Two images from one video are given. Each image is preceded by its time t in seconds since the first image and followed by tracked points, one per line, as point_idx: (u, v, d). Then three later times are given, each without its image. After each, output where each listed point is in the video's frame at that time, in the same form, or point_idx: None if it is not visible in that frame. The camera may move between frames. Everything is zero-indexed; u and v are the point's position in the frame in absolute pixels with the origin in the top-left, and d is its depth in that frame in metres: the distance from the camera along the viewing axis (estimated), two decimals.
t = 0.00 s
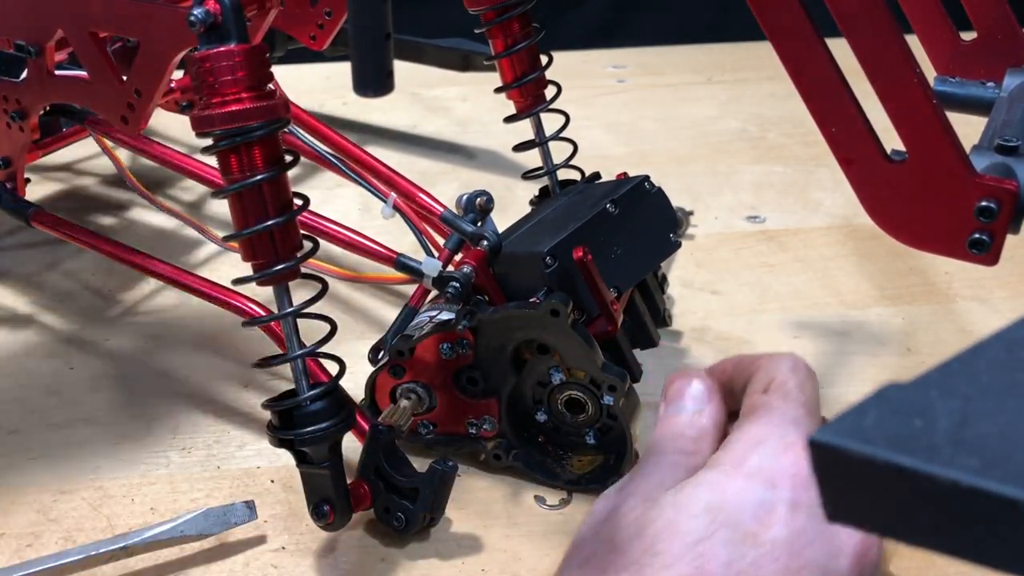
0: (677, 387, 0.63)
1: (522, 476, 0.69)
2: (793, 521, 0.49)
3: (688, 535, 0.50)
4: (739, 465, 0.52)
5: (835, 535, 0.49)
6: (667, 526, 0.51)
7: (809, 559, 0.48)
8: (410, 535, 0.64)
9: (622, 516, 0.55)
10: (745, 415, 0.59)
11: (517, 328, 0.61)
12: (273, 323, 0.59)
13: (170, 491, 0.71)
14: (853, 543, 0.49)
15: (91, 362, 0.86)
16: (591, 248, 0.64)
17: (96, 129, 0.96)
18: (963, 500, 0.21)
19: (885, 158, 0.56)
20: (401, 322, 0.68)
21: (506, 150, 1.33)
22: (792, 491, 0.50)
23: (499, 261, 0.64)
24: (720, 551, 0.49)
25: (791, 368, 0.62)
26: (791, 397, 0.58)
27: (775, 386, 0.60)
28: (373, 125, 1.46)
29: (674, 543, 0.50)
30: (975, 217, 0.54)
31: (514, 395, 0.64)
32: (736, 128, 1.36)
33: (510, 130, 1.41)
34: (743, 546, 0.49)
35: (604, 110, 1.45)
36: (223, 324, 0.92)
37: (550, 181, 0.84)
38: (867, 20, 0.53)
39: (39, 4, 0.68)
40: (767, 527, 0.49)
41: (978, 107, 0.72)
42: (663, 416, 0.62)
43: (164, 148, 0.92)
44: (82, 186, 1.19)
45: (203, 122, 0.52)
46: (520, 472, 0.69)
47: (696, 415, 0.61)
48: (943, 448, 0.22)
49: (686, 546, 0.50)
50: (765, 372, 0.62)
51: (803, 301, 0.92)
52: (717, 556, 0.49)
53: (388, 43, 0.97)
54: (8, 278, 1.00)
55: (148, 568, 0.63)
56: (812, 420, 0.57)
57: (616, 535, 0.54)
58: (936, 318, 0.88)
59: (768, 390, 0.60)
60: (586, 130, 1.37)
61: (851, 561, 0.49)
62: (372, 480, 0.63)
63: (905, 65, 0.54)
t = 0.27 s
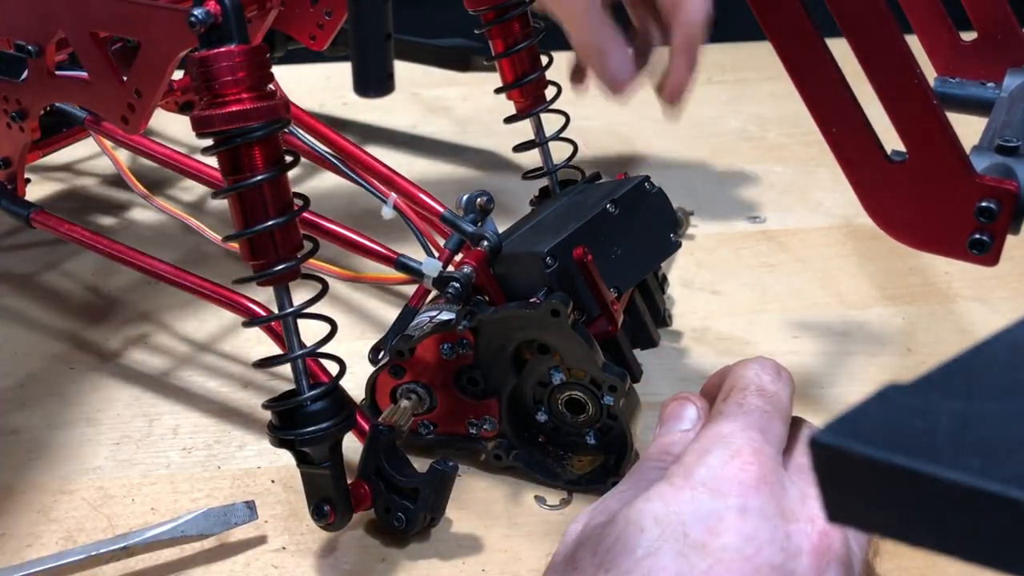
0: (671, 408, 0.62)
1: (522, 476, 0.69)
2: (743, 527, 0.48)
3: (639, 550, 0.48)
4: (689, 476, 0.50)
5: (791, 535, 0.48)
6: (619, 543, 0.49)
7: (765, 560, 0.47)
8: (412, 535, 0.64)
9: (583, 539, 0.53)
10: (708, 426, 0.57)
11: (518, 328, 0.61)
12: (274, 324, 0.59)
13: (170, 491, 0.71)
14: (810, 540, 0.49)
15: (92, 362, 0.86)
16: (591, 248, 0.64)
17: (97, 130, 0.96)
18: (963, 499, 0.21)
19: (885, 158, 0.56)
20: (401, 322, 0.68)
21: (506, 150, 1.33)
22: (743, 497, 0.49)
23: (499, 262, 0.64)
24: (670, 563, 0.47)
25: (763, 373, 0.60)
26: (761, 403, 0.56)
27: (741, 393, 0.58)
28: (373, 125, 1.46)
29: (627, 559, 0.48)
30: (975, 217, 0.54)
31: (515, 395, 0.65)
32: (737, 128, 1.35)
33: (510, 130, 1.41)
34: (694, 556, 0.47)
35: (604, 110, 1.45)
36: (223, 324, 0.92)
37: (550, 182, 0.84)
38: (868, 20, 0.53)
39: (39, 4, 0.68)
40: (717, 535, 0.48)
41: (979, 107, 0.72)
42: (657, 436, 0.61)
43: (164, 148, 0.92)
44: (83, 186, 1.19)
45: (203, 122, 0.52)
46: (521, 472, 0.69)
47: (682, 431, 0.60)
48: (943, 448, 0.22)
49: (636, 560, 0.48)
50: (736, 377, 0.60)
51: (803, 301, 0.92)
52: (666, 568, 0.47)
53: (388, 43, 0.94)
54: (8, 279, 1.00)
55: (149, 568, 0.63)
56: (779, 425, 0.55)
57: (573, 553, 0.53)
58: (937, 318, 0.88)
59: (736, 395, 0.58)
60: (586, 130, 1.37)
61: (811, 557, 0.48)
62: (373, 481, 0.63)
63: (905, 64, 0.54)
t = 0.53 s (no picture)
0: (674, 400, 0.63)
1: (522, 476, 0.69)
2: (756, 522, 0.48)
3: (653, 542, 0.48)
4: (701, 469, 0.51)
5: (802, 531, 0.49)
6: (629, 535, 0.49)
7: (777, 554, 0.47)
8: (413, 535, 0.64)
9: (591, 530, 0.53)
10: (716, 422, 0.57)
11: (518, 328, 0.61)
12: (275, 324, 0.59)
13: (170, 491, 0.71)
14: (821, 536, 0.49)
15: (92, 362, 0.86)
16: (591, 248, 0.64)
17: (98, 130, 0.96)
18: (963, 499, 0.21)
19: (885, 157, 0.56)
20: (401, 322, 0.68)
21: (507, 151, 1.33)
22: (755, 492, 0.49)
23: (499, 262, 0.64)
24: (683, 557, 0.47)
25: (770, 373, 0.60)
26: (771, 401, 0.56)
27: (748, 390, 0.58)
28: (373, 125, 1.46)
29: (640, 550, 0.48)
30: (976, 217, 0.53)
31: (515, 395, 0.65)
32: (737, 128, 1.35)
33: (511, 130, 1.41)
34: (707, 550, 0.47)
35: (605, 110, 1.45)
36: (223, 324, 0.92)
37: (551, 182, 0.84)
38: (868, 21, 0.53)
39: (40, 4, 0.68)
40: (730, 529, 0.48)
41: (979, 107, 0.72)
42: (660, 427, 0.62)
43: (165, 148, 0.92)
44: (83, 186, 1.19)
45: (203, 122, 0.52)
46: (521, 472, 0.69)
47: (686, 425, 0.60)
48: (944, 449, 0.22)
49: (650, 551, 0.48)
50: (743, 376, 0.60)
51: (804, 301, 0.93)
52: (681, 561, 0.47)
53: (389, 43, 0.98)
54: (9, 278, 1.00)
55: (149, 569, 0.63)
56: (788, 422, 0.55)
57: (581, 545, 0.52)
58: (937, 318, 0.88)
59: (746, 394, 0.58)
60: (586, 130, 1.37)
61: (821, 552, 0.49)
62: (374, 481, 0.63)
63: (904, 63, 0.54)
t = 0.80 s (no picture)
0: (671, 401, 0.63)
1: (522, 476, 0.69)
2: (758, 524, 0.48)
3: (656, 543, 0.48)
4: (704, 471, 0.51)
5: (805, 532, 0.49)
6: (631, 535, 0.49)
7: (779, 555, 0.48)
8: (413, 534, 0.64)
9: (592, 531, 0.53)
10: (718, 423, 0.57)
11: (518, 327, 0.61)
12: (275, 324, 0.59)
13: (170, 491, 0.71)
14: (823, 538, 0.49)
15: (92, 362, 0.86)
16: (590, 248, 0.64)
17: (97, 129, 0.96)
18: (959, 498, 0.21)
19: (884, 158, 0.56)
20: (401, 322, 0.68)
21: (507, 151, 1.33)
22: (757, 493, 0.49)
23: (499, 261, 0.64)
24: (686, 558, 0.47)
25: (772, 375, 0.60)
26: (773, 403, 0.57)
27: (749, 391, 0.58)
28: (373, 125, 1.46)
29: (643, 551, 0.48)
30: (975, 217, 0.54)
31: (515, 395, 0.65)
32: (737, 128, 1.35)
33: (511, 130, 1.41)
34: (710, 551, 0.47)
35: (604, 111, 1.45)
36: (223, 324, 0.92)
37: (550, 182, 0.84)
38: (868, 23, 0.53)
39: (39, 4, 0.68)
40: (733, 530, 0.48)
41: (979, 108, 0.72)
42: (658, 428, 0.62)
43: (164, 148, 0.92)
44: (83, 186, 1.19)
45: (203, 122, 0.52)
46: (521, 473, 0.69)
47: (684, 425, 0.60)
48: (940, 449, 0.22)
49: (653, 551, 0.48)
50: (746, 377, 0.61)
51: (804, 301, 0.93)
52: (683, 562, 0.47)
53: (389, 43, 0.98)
54: (8, 279, 1.00)
55: (149, 568, 0.63)
56: (790, 424, 0.55)
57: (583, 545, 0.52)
58: (937, 319, 0.88)
59: (749, 395, 0.58)
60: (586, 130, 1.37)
61: (823, 554, 0.49)
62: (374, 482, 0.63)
63: (903, 63, 0.54)
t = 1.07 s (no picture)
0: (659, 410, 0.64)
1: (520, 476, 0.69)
2: (760, 526, 0.45)
3: (656, 549, 0.46)
4: (701, 476, 0.49)
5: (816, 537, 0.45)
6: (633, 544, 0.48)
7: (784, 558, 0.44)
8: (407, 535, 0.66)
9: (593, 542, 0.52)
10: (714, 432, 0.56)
11: (518, 329, 0.61)
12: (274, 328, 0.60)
13: (171, 491, 0.71)
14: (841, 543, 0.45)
15: (92, 361, 0.86)
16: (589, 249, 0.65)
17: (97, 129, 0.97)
18: (939, 518, 0.26)
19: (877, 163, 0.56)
20: (400, 323, 0.69)
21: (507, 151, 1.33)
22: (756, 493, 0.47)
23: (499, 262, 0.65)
24: (687, 563, 0.45)
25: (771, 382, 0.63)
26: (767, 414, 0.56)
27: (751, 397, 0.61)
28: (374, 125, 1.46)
29: (642, 557, 0.46)
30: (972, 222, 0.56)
31: (514, 396, 0.64)
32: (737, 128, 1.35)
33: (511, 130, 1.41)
34: (708, 554, 0.45)
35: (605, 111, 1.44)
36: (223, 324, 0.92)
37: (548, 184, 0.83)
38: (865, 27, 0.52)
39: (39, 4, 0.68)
40: (734, 535, 0.46)
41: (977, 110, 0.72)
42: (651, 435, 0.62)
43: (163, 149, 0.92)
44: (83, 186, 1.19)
45: (203, 122, 0.52)
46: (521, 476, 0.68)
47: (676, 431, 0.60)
48: (923, 448, 0.27)
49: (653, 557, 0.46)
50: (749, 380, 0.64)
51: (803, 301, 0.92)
52: (683, 566, 0.45)
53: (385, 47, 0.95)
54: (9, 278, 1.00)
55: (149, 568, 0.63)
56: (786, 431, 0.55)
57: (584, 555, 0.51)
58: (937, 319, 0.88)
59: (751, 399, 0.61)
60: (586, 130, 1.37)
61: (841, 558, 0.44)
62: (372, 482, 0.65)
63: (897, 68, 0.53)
